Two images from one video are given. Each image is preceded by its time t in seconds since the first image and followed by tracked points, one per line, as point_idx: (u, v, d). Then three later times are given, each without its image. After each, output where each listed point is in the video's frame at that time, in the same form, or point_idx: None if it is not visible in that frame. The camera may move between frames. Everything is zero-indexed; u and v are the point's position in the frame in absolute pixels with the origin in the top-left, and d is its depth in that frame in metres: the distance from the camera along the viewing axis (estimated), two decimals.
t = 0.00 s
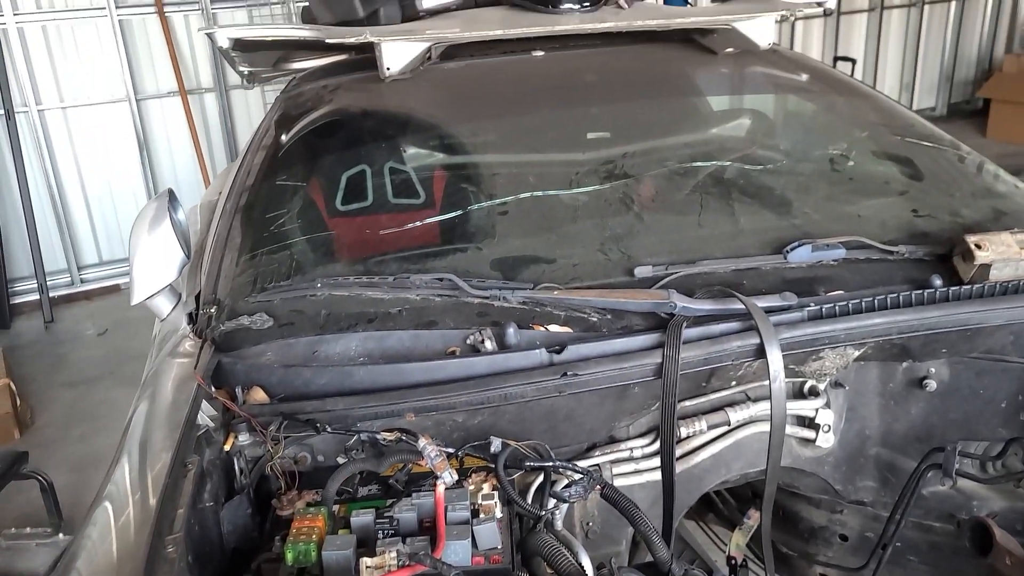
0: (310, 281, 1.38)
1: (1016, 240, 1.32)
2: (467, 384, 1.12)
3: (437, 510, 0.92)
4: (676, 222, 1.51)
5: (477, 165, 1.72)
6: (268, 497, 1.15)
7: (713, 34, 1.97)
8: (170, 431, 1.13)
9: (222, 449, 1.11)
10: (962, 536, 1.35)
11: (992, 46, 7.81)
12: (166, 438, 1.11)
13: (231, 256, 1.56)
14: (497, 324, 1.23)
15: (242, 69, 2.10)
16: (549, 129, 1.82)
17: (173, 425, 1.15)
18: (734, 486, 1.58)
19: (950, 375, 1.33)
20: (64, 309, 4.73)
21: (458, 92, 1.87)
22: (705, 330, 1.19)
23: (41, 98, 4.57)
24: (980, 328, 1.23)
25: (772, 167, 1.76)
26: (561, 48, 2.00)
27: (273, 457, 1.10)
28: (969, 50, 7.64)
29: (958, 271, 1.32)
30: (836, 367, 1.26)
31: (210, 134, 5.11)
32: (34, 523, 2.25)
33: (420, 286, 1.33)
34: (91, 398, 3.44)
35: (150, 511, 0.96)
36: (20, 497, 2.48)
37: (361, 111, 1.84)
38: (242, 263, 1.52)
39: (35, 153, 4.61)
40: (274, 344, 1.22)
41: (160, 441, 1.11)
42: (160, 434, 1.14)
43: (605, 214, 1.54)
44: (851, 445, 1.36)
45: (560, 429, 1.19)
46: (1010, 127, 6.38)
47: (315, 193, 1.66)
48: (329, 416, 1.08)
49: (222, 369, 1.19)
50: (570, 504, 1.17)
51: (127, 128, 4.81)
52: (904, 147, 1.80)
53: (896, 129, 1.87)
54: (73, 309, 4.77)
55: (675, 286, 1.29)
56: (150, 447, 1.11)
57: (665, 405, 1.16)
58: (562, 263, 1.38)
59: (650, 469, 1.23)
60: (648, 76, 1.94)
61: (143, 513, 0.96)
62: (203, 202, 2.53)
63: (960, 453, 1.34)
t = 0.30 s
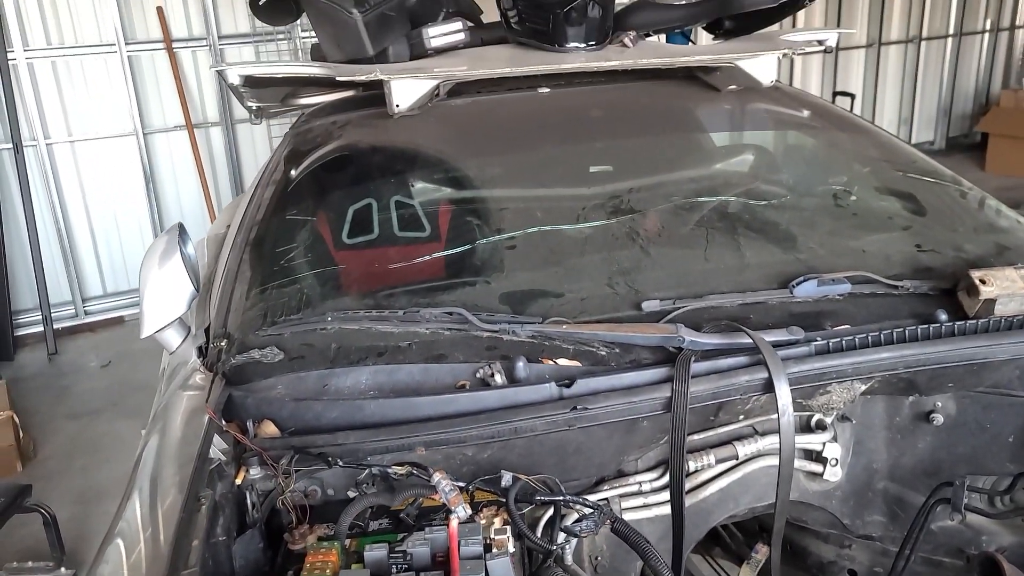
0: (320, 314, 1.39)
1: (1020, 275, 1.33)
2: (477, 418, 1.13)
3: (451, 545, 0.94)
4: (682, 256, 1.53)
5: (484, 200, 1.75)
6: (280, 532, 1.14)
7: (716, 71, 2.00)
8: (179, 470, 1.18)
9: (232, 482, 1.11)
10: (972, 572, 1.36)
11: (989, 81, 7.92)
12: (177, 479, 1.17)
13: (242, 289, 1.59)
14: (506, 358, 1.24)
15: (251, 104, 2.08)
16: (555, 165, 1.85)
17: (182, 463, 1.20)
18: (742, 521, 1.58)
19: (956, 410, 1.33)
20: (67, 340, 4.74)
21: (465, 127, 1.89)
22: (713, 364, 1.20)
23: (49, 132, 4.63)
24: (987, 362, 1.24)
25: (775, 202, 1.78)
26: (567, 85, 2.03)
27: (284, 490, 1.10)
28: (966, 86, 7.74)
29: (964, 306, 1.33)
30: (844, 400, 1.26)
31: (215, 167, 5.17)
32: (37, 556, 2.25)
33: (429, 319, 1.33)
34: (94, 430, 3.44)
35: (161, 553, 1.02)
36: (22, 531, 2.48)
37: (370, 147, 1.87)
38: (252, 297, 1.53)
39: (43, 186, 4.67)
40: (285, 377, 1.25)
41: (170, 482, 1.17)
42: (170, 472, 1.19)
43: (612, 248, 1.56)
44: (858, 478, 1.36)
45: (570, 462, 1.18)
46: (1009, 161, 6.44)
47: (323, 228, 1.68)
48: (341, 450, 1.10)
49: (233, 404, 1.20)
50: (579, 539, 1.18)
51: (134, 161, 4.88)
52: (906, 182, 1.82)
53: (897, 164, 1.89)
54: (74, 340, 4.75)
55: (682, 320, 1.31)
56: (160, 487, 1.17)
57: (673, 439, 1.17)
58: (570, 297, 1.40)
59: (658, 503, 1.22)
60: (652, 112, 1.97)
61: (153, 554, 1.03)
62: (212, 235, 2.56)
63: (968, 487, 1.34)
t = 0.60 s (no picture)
0: (332, 339, 1.40)
1: None
2: (489, 444, 1.13)
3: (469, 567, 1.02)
4: (689, 282, 1.55)
5: (492, 226, 1.77)
6: (293, 556, 1.15)
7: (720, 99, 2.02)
8: (190, 498, 1.19)
9: (245, 505, 1.12)
10: None
11: (986, 108, 8.00)
12: (188, 508, 1.17)
13: (252, 313, 1.59)
14: (517, 383, 1.25)
15: (258, 130, 2.11)
16: (562, 192, 1.87)
17: (193, 490, 1.20)
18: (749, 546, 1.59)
19: (963, 436, 1.35)
20: (69, 364, 4.74)
21: (473, 154, 1.92)
22: (722, 390, 1.21)
23: (55, 157, 4.67)
24: (993, 388, 1.25)
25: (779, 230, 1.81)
26: (572, 111, 2.05)
27: (297, 514, 1.11)
28: (963, 112, 7.82)
29: (969, 332, 1.34)
30: (852, 426, 1.27)
31: (219, 191, 5.20)
32: None
33: (440, 344, 1.35)
34: (94, 454, 3.44)
35: None
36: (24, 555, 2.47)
37: (378, 173, 1.89)
38: (263, 321, 1.54)
39: (47, 211, 4.69)
40: (296, 403, 1.25)
41: (183, 514, 1.17)
42: (182, 499, 1.20)
43: (619, 274, 1.58)
44: (865, 504, 1.37)
45: (580, 488, 1.19)
46: (1006, 187, 6.49)
47: (332, 255, 1.70)
48: (353, 475, 1.11)
49: (245, 428, 1.21)
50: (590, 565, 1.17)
51: (139, 186, 4.91)
52: (909, 209, 1.84)
53: (900, 191, 1.92)
54: (77, 364, 4.76)
55: (691, 345, 1.32)
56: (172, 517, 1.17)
57: (684, 464, 1.17)
58: (579, 322, 1.41)
59: (668, 528, 1.22)
60: (656, 139, 2.00)
61: None
62: (218, 260, 2.58)
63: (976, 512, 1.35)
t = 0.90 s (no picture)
0: (345, 364, 1.42)
1: None
2: (502, 468, 1.15)
3: None
4: (697, 308, 1.57)
5: (500, 253, 1.79)
6: None
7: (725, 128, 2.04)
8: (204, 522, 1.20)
9: (261, 529, 1.13)
10: None
11: (983, 136, 8.07)
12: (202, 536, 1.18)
13: (264, 338, 1.61)
14: (528, 409, 1.26)
15: (266, 157, 2.09)
16: (570, 219, 1.90)
17: (208, 514, 1.21)
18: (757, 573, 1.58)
19: (970, 462, 1.37)
20: (72, 388, 4.74)
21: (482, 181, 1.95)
22: (733, 416, 1.22)
23: (62, 182, 4.71)
24: (1000, 415, 1.27)
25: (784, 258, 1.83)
26: (579, 138, 2.02)
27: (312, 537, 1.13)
28: (960, 141, 7.89)
29: (975, 360, 1.36)
30: (859, 453, 1.28)
31: (223, 215, 5.23)
32: None
33: (452, 369, 1.37)
34: (96, 478, 3.43)
35: None
36: None
37: (387, 199, 1.91)
38: (275, 346, 1.56)
39: (53, 235, 4.72)
40: (309, 426, 1.26)
41: (197, 542, 1.18)
42: (197, 525, 1.21)
43: (628, 300, 1.59)
44: (874, 531, 1.37)
45: (591, 513, 1.20)
46: (1005, 215, 6.53)
47: (338, 281, 1.72)
48: (368, 499, 1.12)
49: (260, 452, 1.22)
50: None
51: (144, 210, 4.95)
52: (912, 238, 1.87)
53: (903, 220, 1.95)
54: (78, 387, 4.76)
55: (700, 371, 1.34)
56: (189, 546, 1.19)
57: (695, 489, 1.18)
58: (589, 348, 1.43)
59: (678, 553, 1.23)
60: (662, 167, 2.02)
61: None
62: (225, 285, 2.59)
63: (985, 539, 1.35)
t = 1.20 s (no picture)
0: (355, 388, 1.43)
1: None
2: (512, 493, 1.16)
3: None
4: (702, 334, 1.58)
5: (507, 279, 1.82)
6: None
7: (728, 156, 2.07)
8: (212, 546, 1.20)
9: (273, 552, 1.15)
10: None
11: (980, 164, 8.15)
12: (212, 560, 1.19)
13: (274, 361, 1.62)
14: (537, 433, 1.27)
15: (273, 182, 2.12)
16: (575, 245, 1.92)
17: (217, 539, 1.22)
18: None
19: (974, 489, 1.38)
20: (73, 410, 4.74)
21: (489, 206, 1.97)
22: (741, 442, 1.23)
23: (68, 205, 4.75)
24: (1004, 442, 1.28)
25: (787, 285, 1.86)
26: (584, 165, 2.07)
27: (323, 561, 1.12)
28: (957, 169, 7.97)
29: (978, 387, 1.38)
30: (864, 479, 1.30)
31: (226, 239, 5.27)
32: None
33: (461, 394, 1.38)
34: (97, 501, 3.42)
35: None
36: None
37: (395, 225, 1.93)
38: (285, 369, 1.57)
39: (57, 258, 4.74)
40: (319, 450, 1.26)
41: (207, 565, 1.19)
42: (206, 549, 1.21)
43: (634, 326, 1.61)
44: (880, 557, 1.38)
45: (599, 537, 1.21)
46: (1003, 243, 6.58)
47: (342, 305, 1.75)
48: (380, 522, 1.14)
49: (270, 475, 1.23)
50: None
51: (149, 234, 4.98)
52: (914, 266, 1.90)
53: (904, 248, 1.97)
54: (80, 410, 4.76)
55: (707, 397, 1.35)
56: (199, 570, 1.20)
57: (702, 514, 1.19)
58: (596, 373, 1.44)
59: None
60: (667, 194, 2.05)
61: None
62: (231, 309, 2.61)
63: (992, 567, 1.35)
